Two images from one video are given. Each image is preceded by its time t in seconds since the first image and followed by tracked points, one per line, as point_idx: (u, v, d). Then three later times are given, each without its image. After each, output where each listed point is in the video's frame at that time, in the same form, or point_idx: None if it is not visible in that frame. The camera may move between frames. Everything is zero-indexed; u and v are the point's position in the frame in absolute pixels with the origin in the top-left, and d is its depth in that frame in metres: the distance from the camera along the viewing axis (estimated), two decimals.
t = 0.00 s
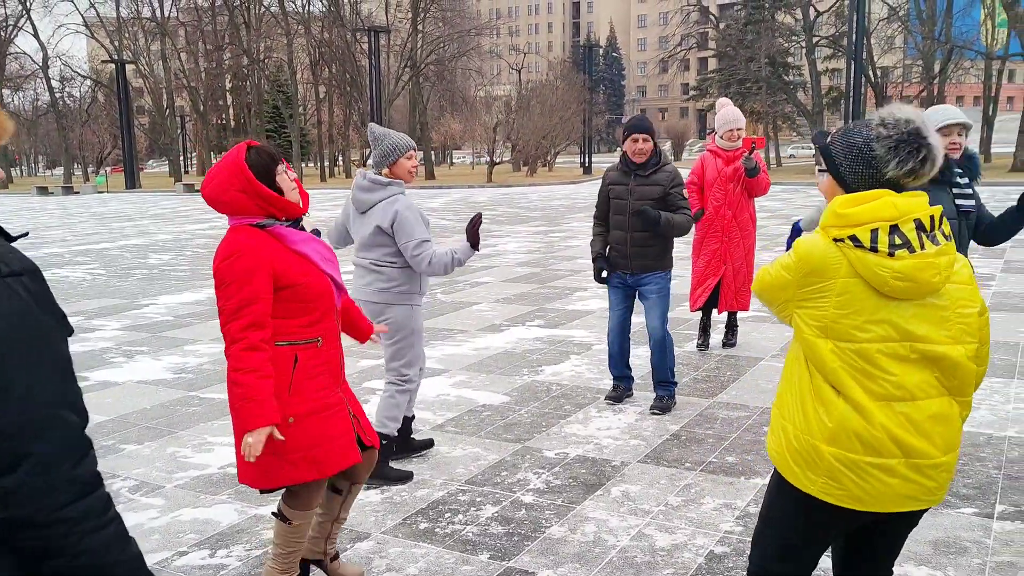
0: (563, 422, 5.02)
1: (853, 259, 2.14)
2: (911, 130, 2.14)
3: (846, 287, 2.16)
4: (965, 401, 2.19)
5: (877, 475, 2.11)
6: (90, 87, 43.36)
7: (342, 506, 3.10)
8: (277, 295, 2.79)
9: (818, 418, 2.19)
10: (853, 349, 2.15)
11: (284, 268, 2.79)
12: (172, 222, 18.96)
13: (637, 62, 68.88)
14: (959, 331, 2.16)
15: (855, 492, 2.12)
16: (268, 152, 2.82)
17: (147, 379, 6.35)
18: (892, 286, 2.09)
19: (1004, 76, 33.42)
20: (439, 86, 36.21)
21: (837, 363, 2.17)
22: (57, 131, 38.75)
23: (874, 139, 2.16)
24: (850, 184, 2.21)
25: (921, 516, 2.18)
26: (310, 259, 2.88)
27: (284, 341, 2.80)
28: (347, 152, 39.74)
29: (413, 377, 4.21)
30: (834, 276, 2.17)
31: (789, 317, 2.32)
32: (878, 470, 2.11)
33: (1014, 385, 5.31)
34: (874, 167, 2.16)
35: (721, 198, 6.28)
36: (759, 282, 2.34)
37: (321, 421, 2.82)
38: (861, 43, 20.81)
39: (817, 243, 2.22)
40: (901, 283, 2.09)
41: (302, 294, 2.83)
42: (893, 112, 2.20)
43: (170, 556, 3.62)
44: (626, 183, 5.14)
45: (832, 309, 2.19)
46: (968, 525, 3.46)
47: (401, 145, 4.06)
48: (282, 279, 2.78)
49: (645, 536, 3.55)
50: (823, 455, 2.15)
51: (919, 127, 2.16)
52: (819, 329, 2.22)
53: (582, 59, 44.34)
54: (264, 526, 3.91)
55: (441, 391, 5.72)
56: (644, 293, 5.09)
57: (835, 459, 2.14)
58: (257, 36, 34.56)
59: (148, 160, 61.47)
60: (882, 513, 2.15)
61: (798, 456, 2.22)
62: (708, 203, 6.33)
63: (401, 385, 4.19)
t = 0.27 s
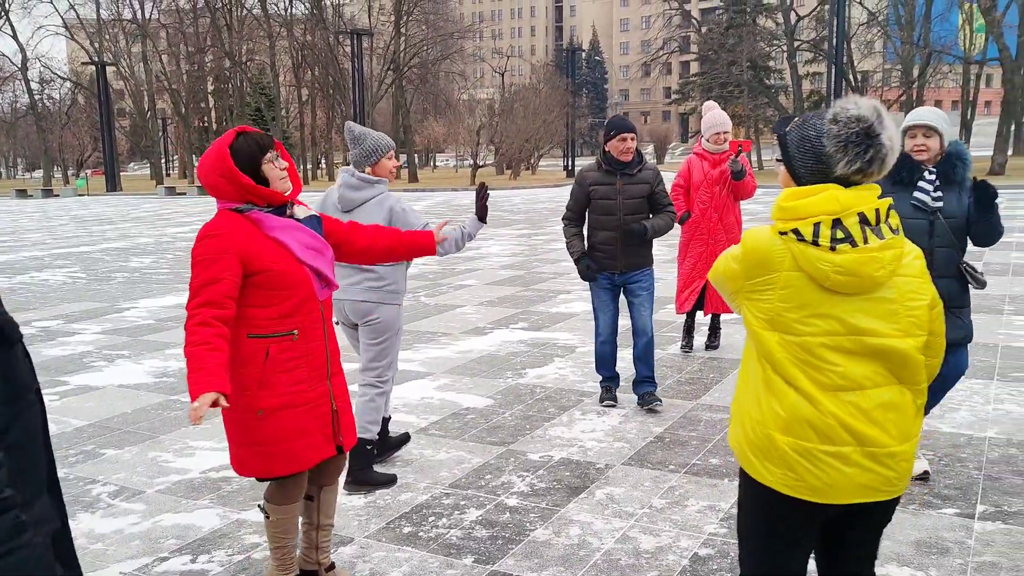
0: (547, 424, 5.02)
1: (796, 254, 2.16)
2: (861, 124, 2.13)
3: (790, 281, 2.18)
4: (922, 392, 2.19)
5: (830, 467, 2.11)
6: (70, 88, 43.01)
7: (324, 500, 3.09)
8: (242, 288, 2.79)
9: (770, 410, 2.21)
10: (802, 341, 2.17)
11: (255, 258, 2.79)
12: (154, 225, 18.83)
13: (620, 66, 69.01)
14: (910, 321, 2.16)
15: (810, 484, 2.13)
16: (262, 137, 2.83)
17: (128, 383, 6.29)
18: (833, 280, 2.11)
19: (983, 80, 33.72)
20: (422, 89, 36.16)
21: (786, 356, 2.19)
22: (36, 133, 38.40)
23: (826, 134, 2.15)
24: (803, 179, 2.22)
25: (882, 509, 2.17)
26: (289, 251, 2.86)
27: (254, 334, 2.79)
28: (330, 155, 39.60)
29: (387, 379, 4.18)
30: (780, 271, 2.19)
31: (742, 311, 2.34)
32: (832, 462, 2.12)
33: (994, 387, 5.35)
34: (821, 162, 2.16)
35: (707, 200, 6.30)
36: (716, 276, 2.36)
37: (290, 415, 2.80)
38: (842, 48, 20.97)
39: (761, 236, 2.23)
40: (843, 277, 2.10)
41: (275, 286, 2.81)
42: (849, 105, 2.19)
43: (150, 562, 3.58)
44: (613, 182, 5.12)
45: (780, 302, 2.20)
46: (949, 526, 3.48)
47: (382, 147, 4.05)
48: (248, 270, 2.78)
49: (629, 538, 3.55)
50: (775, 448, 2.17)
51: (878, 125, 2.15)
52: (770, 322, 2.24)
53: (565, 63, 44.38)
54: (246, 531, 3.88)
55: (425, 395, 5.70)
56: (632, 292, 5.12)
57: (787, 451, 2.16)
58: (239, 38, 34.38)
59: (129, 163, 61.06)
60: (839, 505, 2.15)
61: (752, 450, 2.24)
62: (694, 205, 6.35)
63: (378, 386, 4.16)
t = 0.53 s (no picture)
0: (533, 426, 5.00)
1: (760, 267, 2.14)
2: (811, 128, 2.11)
3: (757, 295, 2.15)
4: (891, 405, 2.19)
5: (795, 491, 2.11)
6: (51, 89, 42.65)
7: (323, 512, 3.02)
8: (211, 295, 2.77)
9: (733, 433, 2.19)
10: (766, 358, 2.15)
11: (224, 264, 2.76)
12: (136, 227, 18.68)
13: (604, 67, 69.10)
14: (872, 331, 2.17)
15: (779, 512, 2.12)
16: (243, 147, 2.81)
17: (108, 386, 6.22)
18: (799, 289, 2.09)
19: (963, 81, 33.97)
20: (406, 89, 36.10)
21: (754, 377, 2.16)
22: (16, 134, 38.05)
23: (764, 139, 2.15)
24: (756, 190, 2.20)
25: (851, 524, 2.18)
26: (249, 283, 2.74)
27: (226, 340, 2.77)
28: (313, 155, 39.43)
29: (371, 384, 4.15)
30: (743, 288, 2.17)
31: (704, 333, 2.30)
32: (801, 484, 2.11)
33: (977, 386, 5.37)
34: (764, 168, 2.15)
35: (694, 201, 6.28)
36: (670, 305, 2.30)
37: (261, 424, 2.75)
38: (824, 49, 21.07)
39: (723, 248, 2.20)
40: (809, 285, 2.08)
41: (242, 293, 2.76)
42: (786, 107, 2.17)
43: (131, 568, 3.54)
44: (603, 187, 5.05)
45: (745, 316, 2.18)
46: (935, 525, 3.48)
47: (364, 147, 4.02)
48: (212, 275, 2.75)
49: (616, 541, 3.53)
50: (741, 476, 2.15)
51: (820, 125, 2.13)
52: (732, 339, 2.21)
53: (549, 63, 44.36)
54: (228, 536, 3.84)
55: (409, 397, 5.66)
56: (621, 294, 5.10)
57: (752, 477, 2.14)
58: (222, 38, 34.21)
59: (111, 164, 60.63)
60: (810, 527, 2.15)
61: (721, 474, 2.22)
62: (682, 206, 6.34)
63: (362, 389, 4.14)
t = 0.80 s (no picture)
0: (519, 428, 4.98)
1: (729, 267, 2.12)
2: (770, 121, 2.10)
3: (727, 296, 2.14)
4: (868, 402, 2.18)
5: (770, 491, 2.10)
6: (31, 90, 42.24)
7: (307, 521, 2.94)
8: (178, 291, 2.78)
9: (708, 433, 2.19)
10: (737, 359, 2.14)
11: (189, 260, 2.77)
12: (118, 229, 18.53)
13: (588, 68, 69.21)
14: (846, 329, 2.16)
15: (753, 511, 2.12)
16: (217, 143, 2.80)
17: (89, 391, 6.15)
18: (769, 287, 2.08)
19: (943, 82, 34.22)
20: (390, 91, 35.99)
21: (725, 377, 2.15)
22: None
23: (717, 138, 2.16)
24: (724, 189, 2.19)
25: (830, 526, 2.17)
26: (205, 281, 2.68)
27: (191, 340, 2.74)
28: (298, 157, 39.22)
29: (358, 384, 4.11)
30: (712, 287, 2.16)
31: (677, 332, 2.28)
32: (775, 484, 2.10)
33: (961, 386, 5.40)
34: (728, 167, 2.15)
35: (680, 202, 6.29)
36: (638, 305, 2.29)
37: (224, 427, 2.70)
38: (806, 51, 21.17)
39: (693, 248, 2.19)
40: (778, 284, 2.06)
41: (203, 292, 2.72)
42: (742, 106, 2.17)
43: None
44: (600, 183, 4.98)
45: (715, 316, 2.17)
46: (920, 526, 3.49)
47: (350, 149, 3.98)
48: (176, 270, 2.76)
49: (603, 543, 3.52)
50: (716, 475, 2.15)
51: (762, 116, 2.11)
52: (705, 337, 2.20)
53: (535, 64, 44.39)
54: (212, 541, 3.80)
55: (394, 400, 5.63)
56: (611, 294, 5.09)
57: (726, 477, 2.14)
58: (204, 39, 34.01)
59: (92, 166, 60.16)
60: (786, 527, 2.15)
61: (697, 474, 2.22)
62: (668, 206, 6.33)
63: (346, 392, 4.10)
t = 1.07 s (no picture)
0: (504, 429, 4.96)
1: (704, 265, 2.14)
2: (738, 124, 2.17)
3: (704, 294, 2.16)
4: (851, 399, 2.16)
5: (747, 485, 2.09)
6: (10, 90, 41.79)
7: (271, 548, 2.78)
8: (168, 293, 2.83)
9: (688, 428, 2.20)
10: (714, 354, 2.15)
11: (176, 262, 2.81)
12: (99, 230, 18.36)
13: (572, 68, 69.19)
14: (826, 327, 2.13)
15: (732, 504, 2.11)
16: (200, 147, 2.77)
17: (71, 394, 6.09)
18: (740, 286, 2.08)
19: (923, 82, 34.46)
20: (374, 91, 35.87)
21: (702, 372, 2.16)
22: None
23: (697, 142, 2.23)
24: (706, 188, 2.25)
25: (813, 523, 2.14)
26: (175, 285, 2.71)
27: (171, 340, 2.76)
28: (281, 158, 38.99)
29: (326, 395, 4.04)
30: (689, 286, 2.18)
31: (664, 327, 2.30)
32: (753, 477, 2.09)
33: (944, 385, 5.43)
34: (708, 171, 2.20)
35: (665, 202, 6.31)
36: (629, 301, 2.32)
37: (195, 425, 2.68)
38: (789, 51, 21.26)
39: (672, 249, 2.23)
40: (750, 282, 2.07)
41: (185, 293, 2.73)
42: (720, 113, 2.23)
43: None
44: (596, 187, 4.96)
45: (693, 313, 2.19)
46: (905, 524, 3.50)
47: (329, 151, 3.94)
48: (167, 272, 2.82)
49: (589, 544, 3.51)
50: (695, 467, 2.16)
51: (728, 120, 2.20)
52: (687, 333, 2.22)
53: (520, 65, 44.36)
54: (195, 545, 3.76)
55: (379, 401, 5.60)
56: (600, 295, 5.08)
57: (704, 469, 2.14)
58: (187, 39, 33.76)
59: (73, 166, 59.62)
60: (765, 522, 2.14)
61: (677, 469, 2.24)
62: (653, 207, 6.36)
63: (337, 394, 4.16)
